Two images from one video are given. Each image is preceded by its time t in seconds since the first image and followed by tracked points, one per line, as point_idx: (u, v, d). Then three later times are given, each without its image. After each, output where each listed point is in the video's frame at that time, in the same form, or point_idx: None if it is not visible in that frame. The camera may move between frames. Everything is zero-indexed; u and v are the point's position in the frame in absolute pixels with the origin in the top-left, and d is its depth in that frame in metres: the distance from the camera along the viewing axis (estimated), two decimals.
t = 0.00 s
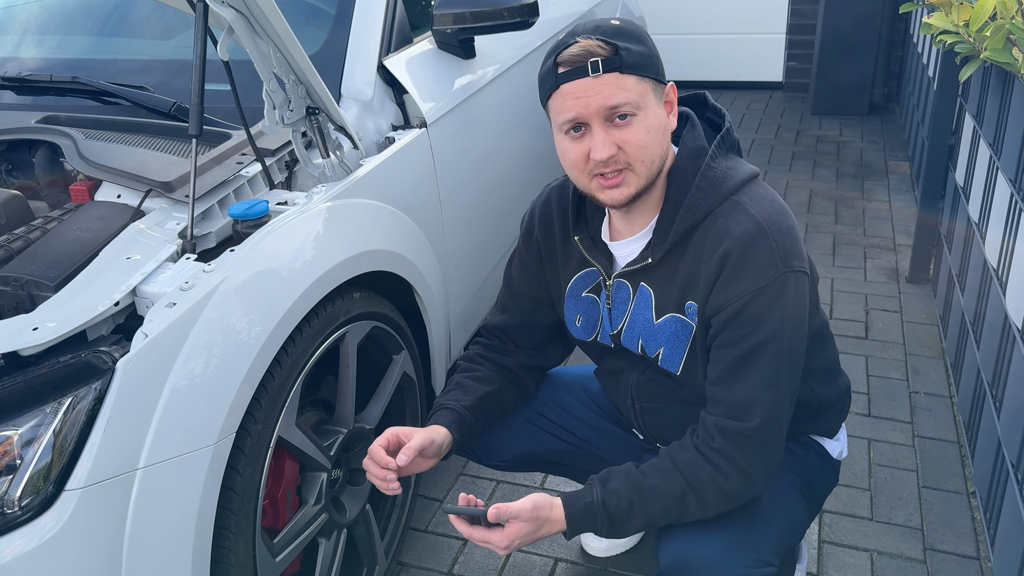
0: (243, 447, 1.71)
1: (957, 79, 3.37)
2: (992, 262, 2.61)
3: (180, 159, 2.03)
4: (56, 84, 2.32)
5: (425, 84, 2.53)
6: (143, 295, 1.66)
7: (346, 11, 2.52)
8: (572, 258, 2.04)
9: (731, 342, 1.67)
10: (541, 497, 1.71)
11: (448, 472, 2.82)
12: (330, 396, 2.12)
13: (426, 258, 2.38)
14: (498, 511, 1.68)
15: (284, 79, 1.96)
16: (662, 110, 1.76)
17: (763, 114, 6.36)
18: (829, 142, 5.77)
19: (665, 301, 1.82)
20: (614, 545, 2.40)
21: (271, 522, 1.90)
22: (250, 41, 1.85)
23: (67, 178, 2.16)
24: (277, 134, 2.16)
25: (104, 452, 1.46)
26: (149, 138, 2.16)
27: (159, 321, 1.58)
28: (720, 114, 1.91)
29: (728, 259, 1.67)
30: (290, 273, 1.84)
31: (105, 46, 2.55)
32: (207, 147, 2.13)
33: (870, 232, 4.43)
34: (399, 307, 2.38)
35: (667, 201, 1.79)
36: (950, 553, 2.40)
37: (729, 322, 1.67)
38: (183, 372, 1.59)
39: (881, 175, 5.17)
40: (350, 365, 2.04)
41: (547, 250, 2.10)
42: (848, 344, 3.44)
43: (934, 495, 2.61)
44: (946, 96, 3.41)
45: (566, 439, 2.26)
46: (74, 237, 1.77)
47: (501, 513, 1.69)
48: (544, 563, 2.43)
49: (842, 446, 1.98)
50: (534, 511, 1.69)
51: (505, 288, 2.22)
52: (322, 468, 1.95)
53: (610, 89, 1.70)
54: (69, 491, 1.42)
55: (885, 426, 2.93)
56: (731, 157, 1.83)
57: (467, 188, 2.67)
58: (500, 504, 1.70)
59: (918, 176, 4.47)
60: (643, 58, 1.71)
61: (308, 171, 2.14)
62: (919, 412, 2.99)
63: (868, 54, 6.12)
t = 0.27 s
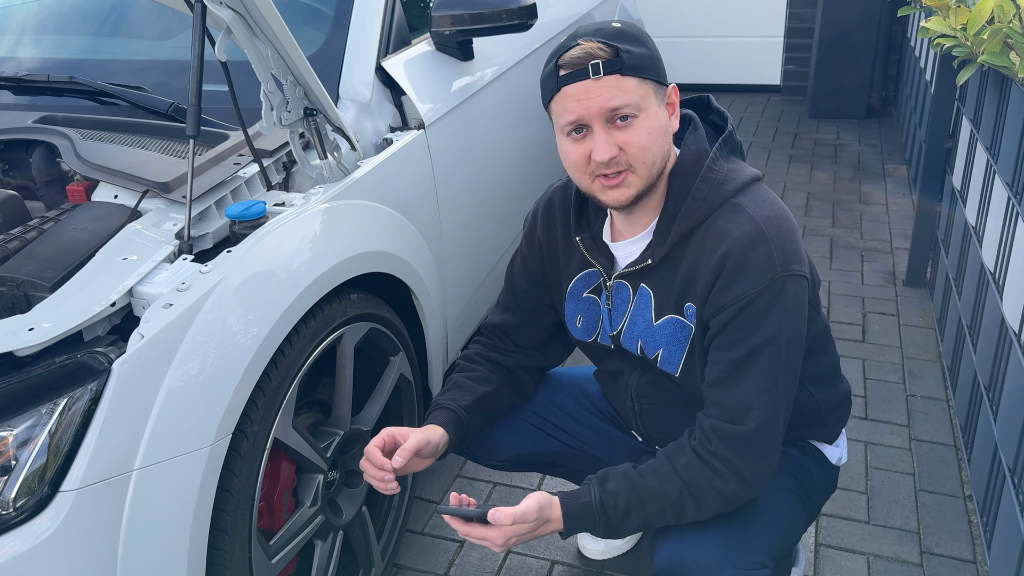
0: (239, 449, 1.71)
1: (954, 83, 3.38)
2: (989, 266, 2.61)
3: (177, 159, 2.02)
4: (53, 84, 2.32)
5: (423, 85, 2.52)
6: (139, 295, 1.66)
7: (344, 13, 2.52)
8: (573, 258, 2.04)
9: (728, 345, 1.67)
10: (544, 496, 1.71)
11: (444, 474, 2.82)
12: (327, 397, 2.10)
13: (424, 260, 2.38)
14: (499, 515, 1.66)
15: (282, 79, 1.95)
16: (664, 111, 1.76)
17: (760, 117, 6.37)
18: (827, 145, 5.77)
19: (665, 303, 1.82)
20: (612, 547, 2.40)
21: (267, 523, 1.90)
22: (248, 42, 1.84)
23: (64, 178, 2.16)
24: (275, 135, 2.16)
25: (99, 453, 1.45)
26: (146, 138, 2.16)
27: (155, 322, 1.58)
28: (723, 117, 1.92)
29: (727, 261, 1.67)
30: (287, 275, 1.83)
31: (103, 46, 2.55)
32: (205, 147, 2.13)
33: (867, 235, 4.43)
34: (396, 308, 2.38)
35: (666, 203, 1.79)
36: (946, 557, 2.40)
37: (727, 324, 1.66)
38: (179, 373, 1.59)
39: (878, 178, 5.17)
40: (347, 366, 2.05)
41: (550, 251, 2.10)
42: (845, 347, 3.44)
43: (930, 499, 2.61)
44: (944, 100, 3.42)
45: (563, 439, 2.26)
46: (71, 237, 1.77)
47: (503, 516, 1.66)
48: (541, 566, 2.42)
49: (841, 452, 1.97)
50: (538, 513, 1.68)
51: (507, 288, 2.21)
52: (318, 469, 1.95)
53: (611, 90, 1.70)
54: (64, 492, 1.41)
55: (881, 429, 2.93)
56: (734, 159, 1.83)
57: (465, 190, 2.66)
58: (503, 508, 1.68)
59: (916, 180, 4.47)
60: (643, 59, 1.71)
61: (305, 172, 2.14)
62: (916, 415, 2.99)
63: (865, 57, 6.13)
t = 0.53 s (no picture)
0: (236, 449, 1.70)
1: (952, 86, 3.39)
2: (986, 269, 2.62)
3: (175, 159, 2.02)
4: (52, 84, 2.32)
5: (422, 86, 2.53)
6: (137, 295, 1.65)
7: (343, 14, 2.52)
8: (575, 257, 2.04)
9: (728, 344, 1.67)
10: (537, 497, 1.70)
11: (441, 475, 2.81)
12: (324, 398, 2.10)
13: (422, 261, 2.38)
14: (492, 521, 1.64)
15: (280, 79, 1.96)
16: (666, 110, 1.76)
17: (758, 120, 6.38)
18: (825, 148, 5.78)
19: (666, 303, 1.82)
20: (609, 548, 2.39)
21: (264, 524, 1.89)
22: (246, 42, 1.84)
23: (62, 178, 2.16)
24: (273, 135, 2.16)
25: (96, 453, 1.45)
26: (144, 138, 2.16)
27: (153, 322, 1.58)
28: (724, 117, 1.91)
29: (728, 260, 1.67)
30: (285, 275, 1.83)
31: (101, 46, 2.55)
32: (203, 147, 2.13)
33: (865, 239, 4.44)
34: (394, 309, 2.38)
35: (668, 204, 1.79)
36: (943, 559, 2.40)
37: (727, 323, 1.67)
38: (176, 374, 1.58)
39: (875, 182, 5.18)
40: (344, 367, 2.05)
41: (551, 252, 2.11)
42: (842, 350, 3.44)
43: (927, 502, 2.61)
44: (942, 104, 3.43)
45: (560, 441, 2.25)
46: (68, 237, 1.77)
47: (494, 521, 1.65)
48: (538, 568, 2.42)
49: (837, 455, 1.97)
50: (530, 513, 1.68)
51: (508, 286, 2.22)
52: (315, 470, 1.94)
53: (613, 90, 1.70)
54: (60, 492, 1.41)
55: (878, 432, 2.94)
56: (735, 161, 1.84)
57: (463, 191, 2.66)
58: (493, 513, 1.66)
59: (913, 183, 4.48)
60: (646, 59, 1.72)
61: (304, 173, 2.13)
62: (912, 418, 3.00)
63: (863, 61, 6.14)
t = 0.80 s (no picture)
0: (234, 449, 1.70)
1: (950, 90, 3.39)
2: (984, 271, 2.62)
3: (175, 158, 2.02)
4: (51, 83, 2.32)
5: (422, 87, 2.53)
6: (136, 295, 1.66)
7: (343, 14, 2.52)
8: (577, 257, 2.04)
9: (729, 346, 1.67)
10: (538, 490, 1.71)
11: (439, 476, 2.81)
12: (322, 397, 2.09)
13: (421, 262, 2.38)
14: (494, 510, 1.64)
15: (280, 80, 1.96)
16: (672, 113, 1.77)
17: (757, 123, 6.39)
18: (823, 151, 5.79)
19: (667, 303, 1.83)
20: (606, 549, 2.40)
21: (261, 524, 1.89)
22: (246, 42, 1.84)
23: (61, 177, 2.16)
24: (273, 135, 2.16)
25: (94, 452, 1.45)
26: (144, 137, 2.16)
27: (152, 321, 1.58)
28: (730, 121, 1.92)
29: (730, 262, 1.67)
30: (284, 275, 1.83)
31: (100, 45, 2.55)
32: (202, 147, 2.13)
33: (863, 241, 4.44)
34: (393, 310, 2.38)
35: (672, 206, 1.80)
36: (939, 562, 2.41)
37: (729, 325, 1.67)
38: (175, 373, 1.59)
39: (873, 185, 5.19)
40: (343, 367, 2.05)
41: (554, 251, 2.11)
42: (840, 352, 3.45)
43: (924, 504, 2.62)
44: (940, 107, 3.43)
45: (558, 441, 2.25)
46: (67, 235, 1.77)
47: (498, 511, 1.65)
48: (534, 569, 2.42)
49: (831, 459, 1.98)
50: (532, 507, 1.67)
51: (511, 285, 2.23)
52: (312, 471, 1.94)
53: (620, 92, 1.70)
54: (58, 491, 1.41)
55: (876, 434, 2.94)
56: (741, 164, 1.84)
57: (462, 192, 2.67)
58: (498, 505, 1.66)
59: (911, 186, 4.49)
60: (652, 62, 1.72)
61: (303, 173, 2.13)
62: (910, 421, 3.00)
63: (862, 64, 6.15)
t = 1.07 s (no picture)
0: (232, 449, 1.70)
1: (949, 94, 3.40)
2: (982, 274, 2.63)
3: (174, 158, 2.02)
4: (51, 82, 2.32)
5: (422, 88, 2.53)
6: (135, 294, 1.66)
7: (343, 15, 2.52)
8: (581, 258, 2.04)
9: (727, 355, 1.67)
10: (531, 494, 1.70)
11: (438, 476, 2.81)
12: (320, 398, 2.09)
13: (420, 262, 2.38)
14: (481, 507, 1.67)
15: (280, 80, 1.96)
16: (652, 144, 1.70)
17: (756, 125, 6.39)
18: (822, 154, 5.79)
19: (666, 310, 1.83)
20: (605, 552, 2.40)
21: (259, 524, 1.89)
22: (246, 42, 1.84)
23: (60, 176, 2.16)
24: (273, 136, 2.16)
25: (92, 453, 1.45)
26: (143, 137, 2.16)
27: (151, 320, 1.58)
28: (738, 127, 1.92)
29: (729, 271, 1.67)
30: (283, 275, 1.83)
31: (100, 44, 2.55)
32: (202, 147, 2.13)
33: (861, 244, 4.45)
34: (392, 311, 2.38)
35: (673, 214, 1.79)
36: (936, 565, 2.41)
37: (728, 334, 1.67)
38: (173, 373, 1.58)
39: (872, 188, 5.19)
40: (342, 367, 2.05)
41: (557, 252, 2.12)
42: (838, 355, 3.45)
43: (921, 507, 2.62)
44: (939, 110, 3.44)
45: (559, 439, 2.25)
46: (66, 235, 1.76)
47: (484, 508, 1.68)
48: (532, 570, 2.42)
49: (831, 465, 1.98)
50: (522, 509, 1.68)
51: (515, 283, 2.23)
52: (311, 471, 1.95)
53: (589, 131, 1.66)
54: (56, 490, 1.41)
55: (874, 437, 2.94)
56: (745, 171, 1.83)
57: (461, 193, 2.67)
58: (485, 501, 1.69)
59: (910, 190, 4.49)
60: (628, 95, 1.65)
61: (303, 173, 2.13)
62: (908, 424, 3.00)
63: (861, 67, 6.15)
